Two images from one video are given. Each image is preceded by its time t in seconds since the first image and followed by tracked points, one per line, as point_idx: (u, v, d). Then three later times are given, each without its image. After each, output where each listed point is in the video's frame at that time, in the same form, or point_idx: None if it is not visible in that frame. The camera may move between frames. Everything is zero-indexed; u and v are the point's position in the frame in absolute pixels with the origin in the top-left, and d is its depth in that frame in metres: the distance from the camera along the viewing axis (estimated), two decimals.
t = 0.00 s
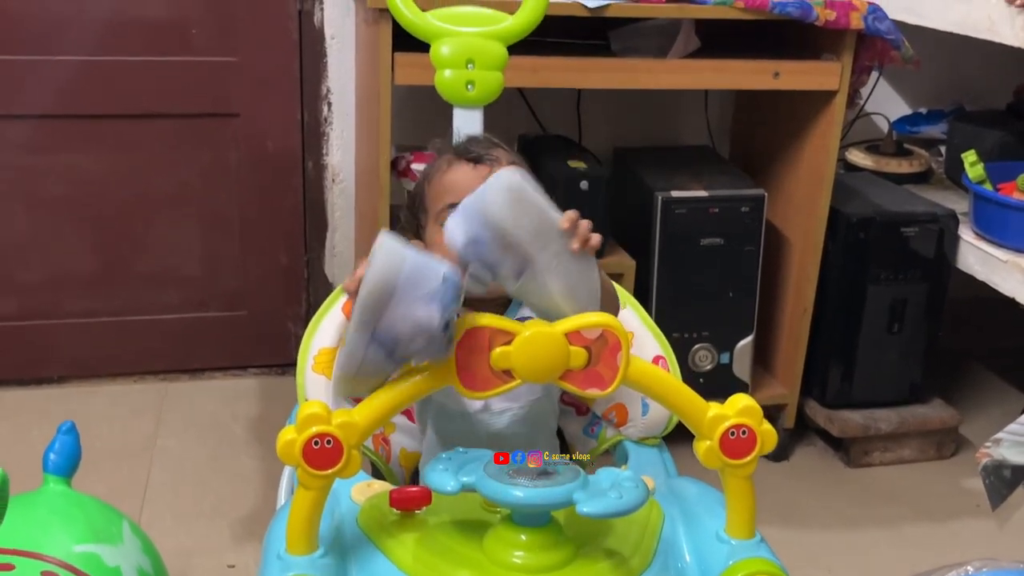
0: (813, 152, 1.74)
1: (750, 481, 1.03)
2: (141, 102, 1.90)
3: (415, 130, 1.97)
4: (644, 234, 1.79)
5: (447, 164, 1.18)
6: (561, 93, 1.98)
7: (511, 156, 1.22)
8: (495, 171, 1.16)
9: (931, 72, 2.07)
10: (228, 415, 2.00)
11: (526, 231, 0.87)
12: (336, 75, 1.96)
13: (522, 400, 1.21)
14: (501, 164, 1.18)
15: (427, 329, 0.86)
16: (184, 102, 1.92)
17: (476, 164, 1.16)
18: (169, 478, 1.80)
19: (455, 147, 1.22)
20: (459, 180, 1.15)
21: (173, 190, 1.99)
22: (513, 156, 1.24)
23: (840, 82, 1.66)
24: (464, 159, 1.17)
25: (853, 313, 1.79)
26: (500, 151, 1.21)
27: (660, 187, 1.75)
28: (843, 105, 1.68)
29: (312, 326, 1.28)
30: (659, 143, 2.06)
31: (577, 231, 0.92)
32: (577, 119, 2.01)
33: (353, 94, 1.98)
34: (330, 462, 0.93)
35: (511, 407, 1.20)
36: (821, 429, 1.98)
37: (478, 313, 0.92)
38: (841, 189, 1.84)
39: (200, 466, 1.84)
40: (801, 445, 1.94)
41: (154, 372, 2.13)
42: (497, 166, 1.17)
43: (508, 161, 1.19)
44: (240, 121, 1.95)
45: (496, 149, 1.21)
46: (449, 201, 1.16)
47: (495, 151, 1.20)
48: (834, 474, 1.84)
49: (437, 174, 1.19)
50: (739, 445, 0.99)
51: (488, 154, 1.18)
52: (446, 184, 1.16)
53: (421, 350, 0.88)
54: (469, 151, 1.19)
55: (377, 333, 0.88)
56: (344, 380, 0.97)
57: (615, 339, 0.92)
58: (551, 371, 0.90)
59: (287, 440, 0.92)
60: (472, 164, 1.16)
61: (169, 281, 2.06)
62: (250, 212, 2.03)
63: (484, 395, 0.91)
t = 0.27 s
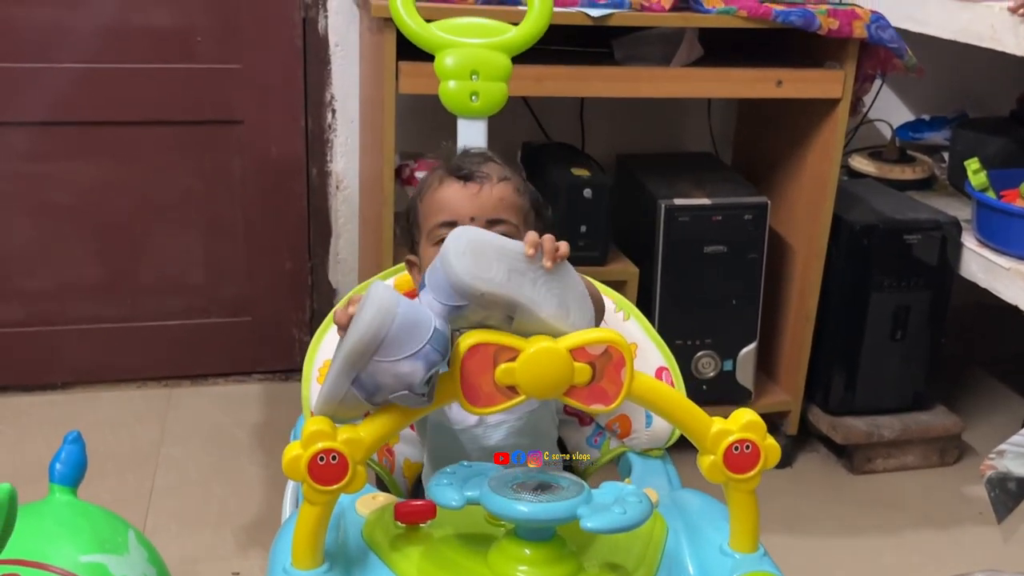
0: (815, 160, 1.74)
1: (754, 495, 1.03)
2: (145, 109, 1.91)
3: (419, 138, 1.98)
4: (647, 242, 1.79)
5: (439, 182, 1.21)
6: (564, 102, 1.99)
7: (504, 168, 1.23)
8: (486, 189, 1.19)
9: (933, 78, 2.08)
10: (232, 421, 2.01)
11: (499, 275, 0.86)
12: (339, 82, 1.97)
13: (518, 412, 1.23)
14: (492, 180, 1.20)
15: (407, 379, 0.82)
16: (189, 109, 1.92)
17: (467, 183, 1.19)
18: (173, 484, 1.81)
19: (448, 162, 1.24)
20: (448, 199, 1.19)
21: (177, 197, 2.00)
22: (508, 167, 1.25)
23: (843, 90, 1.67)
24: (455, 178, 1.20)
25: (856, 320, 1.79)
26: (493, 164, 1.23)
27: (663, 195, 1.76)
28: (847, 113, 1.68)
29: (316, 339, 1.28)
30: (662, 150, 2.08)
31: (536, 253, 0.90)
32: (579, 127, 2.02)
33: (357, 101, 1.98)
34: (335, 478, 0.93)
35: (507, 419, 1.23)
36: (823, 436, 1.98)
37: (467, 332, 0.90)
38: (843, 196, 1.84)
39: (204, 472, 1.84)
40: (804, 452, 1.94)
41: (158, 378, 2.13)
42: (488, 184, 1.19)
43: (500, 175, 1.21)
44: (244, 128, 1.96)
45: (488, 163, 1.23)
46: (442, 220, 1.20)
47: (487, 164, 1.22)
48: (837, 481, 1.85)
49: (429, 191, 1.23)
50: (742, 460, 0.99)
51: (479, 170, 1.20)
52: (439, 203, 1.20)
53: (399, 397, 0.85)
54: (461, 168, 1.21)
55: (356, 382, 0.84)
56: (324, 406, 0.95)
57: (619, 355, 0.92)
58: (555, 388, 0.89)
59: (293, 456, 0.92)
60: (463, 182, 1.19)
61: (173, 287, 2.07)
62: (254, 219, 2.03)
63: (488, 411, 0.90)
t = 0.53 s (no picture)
0: (818, 162, 1.74)
1: (759, 496, 1.03)
2: (150, 110, 1.91)
3: (423, 139, 1.99)
4: (651, 243, 1.80)
5: (441, 189, 1.20)
6: (568, 104, 2.00)
7: (506, 173, 1.22)
8: (488, 197, 1.18)
9: (937, 79, 2.09)
10: (236, 422, 2.01)
11: (507, 278, 0.86)
12: (343, 84, 1.97)
13: (519, 418, 1.22)
14: (495, 187, 1.18)
15: (414, 387, 0.83)
16: (193, 111, 1.93)
17: (469, 191, 1.18)
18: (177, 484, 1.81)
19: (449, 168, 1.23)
20: (451, 209, 1.18)
21: (181, 198, 2.00)
22: (510, 171, 1.24)
23: (847, 91, 1.67)
24: (457, 185, 1.19)
25: (859, 321, 1.79)
26: (494, 169, 1.21)
27: (667, 196, 1.76)
28: (850, 114, 1.68)
29: (321, 341, 1.28)
30: (665, 151, 2.08)
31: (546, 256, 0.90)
32: (583, 128, 2.03)
33: (361, 102, 1.98)
34: (341, 480, 0.93)
35: (509, 424, 1.22)
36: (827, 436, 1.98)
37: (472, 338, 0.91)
38: (847, 198, 1.84)
39: (208, 473, 1.85)
40: (808, 453, 1.94)
41: (162, 379, 2.14)
42: (490, 191, 1.18)
43: (502, 181, 1.19)
44: (248, 129, 1.96)
45: (489, 168, 1.21)
46: (445, 230, 1.19)
47: (489, 169, 1.20)
48: (840, 482, 1.85)
49: (432, 199, 1.22)
50: (747, 462, 0.99)
51: (482, 177, 1.19)
52: (442, 212, 1.19)
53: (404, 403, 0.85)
54: (463, 174, 1.20)
55: (362, 387, 0.84)
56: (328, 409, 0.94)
57: (624, 357, 0.92)
58: (560, 391, 0.89)
59: (299, 458, 0.92)
60: (465, 190, 1.18)
61: (177, 288, 2.07)
62: (257, 219, 2.04)
63: (494, 414, 0.91)
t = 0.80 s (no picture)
0: (823, 162, 1.74)
1: (766, 496, 1.03)
2: (155, 110, 1.91)
3: (427, 139, 1.99)
4: (656, 242, 1.80)
5: (463, 186, 1.17)
6: (572, 104, 2.00)
7: (529, 170, 1.19)
8: (512, 193, 1.14)
9: (941, 79, 2.09)
10: (241, 421, 2.01)
11: (513, 251, 0.84)
12: (348, 83, 1.97)
13: (549, 416, 1.20)
14: (518, 183, 1.15)
15: (443, 339, 0.82)
16: (197, 110, 1.93)
17: (492, 187, 1.15)
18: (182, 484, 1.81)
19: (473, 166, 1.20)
20: (474, 204, 1.15)
21: (186, 198, 2.01)
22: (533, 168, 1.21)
23: (852, 91, 1.67)
24: (480, 182, 1.16)
25: (864, 321, 1.79)
26: (517, 167, 1.18)
27: (672, 195, 1.76)
28: (856, 113, 1.68)
29: (328, 340, 1.28)
30: (670, 151, 2.08)
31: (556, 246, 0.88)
32: (588, 128, 2.03)
33: (366, 102, 1.98)
34: (350, 479, 0.93)
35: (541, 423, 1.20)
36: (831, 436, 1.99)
37: (501, 330, 0.92)
38: (853, 197, 1.84)
39: (213, 472, 1.85)
40: (813, 452, 1.94)
41: (167, 378, 2.14)
42: (514, 187, 1.15)
43: (526, 177, 1.16)
44: (253, 129, 1.96)
45: (513, 166, 1.18)
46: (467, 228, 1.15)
47: (513, 166, 1.18)
48: (845, 481, 1.85)
49: (454, 196, 1.19)
50: (754, 462, 0.99)
51: (505, 173, 1.16)
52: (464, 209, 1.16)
53: (431, 361, 0.84)
54: (487, 172, 1.17)
55: (390, 341, 0.83)
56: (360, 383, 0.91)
57: (631, 356, 0.92)
58: (567, 390, 0.89)
59: (307, 457, 0.92)
60: (488, 187, 1.15)
61: (182, 287, 2.07)
62: (262, 219, 2.04)
63: (501, 412, 0.91)
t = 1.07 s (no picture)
0: (827, 163, 1.74)
1: (772, 501, 1.03)
2: (158, 110, 1.91)
3: (431, 140, 1.99)
4: (659, 243, 1.79)
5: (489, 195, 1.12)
6: (575, 105, 2.00)
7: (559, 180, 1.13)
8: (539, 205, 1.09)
9: (945, 79, 2.09)
10: (245, 421, 2.02)
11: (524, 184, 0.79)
12: (351, 83, 1.97)
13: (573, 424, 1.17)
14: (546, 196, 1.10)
15: (507, 267, 0.78)
16: (201, 110, 1.93)
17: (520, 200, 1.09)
18: (187, 484, 1.82)
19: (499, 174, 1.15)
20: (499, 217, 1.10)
21: (189, 198, 2.01)
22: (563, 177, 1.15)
23: (855, 92, 1.67)
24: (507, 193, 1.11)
25: (868, 321, 1.79)
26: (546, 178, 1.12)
27: (676, 196, 1.76)
28: (860, 114, 1.68)
29: (334, 344, 1.26)
30: (674, 152, 2.09)
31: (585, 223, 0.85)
32: (591, 129, 2.03)
33: (370, 102, 1.99)
34: (357, 483, 0.94)
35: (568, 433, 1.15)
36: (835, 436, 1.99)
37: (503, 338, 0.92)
38: (856, 198, 1.84)
39: (217, 472, 1.85)
40: (816, 452, 1.95)
41: (170, 378, 2.14)
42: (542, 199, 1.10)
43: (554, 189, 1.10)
44: (256, 129, 1.96)
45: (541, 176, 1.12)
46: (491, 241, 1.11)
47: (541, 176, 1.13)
48: (848, 481, 1.85)
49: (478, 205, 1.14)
50: (760, 466, 1.00)
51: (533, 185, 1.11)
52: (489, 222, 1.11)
53: (501, 298, 0.81)
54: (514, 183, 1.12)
55: (454, 291, 0.79)
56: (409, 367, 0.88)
57: (638, 361, 0.92)
58: (573, 394, 0.90)
59: (315, 461, 0.92)
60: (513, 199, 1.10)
61: (186, 287, 2.08)
62: (266, 219, 2.04)
63: (508, 417, 0.91)
